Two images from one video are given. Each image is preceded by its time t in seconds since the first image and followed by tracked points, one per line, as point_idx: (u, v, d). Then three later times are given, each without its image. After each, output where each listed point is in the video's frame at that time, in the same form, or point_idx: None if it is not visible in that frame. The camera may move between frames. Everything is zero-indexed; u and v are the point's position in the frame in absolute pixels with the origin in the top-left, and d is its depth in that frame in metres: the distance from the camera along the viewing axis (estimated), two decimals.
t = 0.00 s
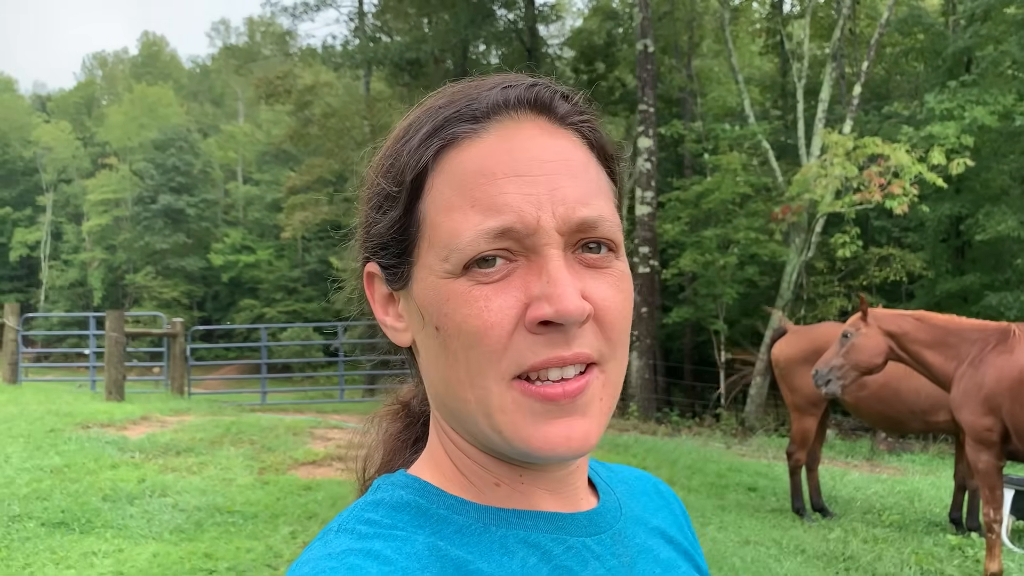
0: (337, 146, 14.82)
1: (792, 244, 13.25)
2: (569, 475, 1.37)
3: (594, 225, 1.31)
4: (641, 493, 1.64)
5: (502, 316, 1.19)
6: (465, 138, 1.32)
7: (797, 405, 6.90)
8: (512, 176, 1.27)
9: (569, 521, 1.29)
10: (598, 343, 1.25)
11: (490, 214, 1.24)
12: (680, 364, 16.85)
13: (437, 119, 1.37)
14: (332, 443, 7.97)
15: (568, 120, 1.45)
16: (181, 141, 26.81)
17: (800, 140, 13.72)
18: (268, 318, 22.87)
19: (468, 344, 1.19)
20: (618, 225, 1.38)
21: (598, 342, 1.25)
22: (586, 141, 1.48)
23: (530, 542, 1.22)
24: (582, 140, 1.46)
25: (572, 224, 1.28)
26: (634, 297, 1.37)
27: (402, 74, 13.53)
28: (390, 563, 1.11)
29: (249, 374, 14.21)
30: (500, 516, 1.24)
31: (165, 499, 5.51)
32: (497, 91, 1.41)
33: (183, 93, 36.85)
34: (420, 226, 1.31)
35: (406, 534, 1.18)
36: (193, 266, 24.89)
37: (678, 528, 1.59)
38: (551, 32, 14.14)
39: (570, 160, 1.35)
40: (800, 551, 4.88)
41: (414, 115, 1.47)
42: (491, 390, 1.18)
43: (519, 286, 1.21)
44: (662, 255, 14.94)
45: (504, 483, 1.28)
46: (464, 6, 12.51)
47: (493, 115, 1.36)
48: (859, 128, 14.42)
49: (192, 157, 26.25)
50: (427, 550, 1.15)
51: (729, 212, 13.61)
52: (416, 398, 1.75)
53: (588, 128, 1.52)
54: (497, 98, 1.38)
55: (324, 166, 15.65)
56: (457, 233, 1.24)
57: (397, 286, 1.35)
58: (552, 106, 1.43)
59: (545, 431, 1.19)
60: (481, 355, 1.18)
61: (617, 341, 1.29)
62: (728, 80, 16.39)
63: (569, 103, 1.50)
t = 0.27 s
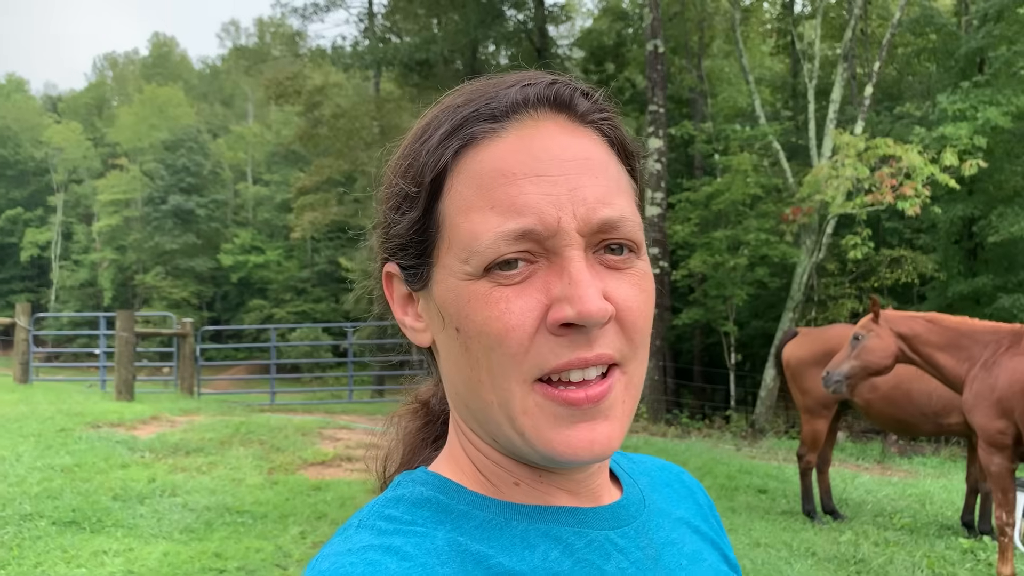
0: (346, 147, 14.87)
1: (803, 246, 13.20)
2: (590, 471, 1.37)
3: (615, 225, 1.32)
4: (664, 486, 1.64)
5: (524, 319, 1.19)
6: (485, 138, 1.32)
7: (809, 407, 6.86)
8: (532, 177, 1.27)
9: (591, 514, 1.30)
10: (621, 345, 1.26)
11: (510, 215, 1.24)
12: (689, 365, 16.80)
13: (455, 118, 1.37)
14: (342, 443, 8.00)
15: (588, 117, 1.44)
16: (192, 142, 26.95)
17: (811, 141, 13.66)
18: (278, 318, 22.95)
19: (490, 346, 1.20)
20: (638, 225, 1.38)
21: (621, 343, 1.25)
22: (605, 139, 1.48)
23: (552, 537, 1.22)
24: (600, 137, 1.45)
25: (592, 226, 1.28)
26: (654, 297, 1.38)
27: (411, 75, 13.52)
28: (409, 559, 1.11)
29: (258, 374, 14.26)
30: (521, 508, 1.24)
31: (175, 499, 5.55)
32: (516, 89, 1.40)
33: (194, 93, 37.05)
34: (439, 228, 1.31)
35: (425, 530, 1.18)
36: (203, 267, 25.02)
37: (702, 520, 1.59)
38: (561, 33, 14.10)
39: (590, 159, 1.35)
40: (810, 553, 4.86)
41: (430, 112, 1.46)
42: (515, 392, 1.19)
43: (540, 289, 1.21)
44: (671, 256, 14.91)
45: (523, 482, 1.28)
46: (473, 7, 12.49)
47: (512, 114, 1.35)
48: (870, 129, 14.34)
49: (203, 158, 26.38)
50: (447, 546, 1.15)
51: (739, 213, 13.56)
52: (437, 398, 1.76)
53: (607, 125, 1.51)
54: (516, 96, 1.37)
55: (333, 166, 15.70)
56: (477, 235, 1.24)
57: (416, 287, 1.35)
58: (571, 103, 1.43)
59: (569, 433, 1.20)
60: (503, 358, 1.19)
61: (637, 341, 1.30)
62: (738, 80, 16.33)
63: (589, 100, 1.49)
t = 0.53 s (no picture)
0: (354, 146, 14.93)
1: (810, 250, 13.17)
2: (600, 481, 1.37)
3: (630, 239, 1.31)
4: (674, 491, 1.64)
5: (539, 331, 1.19)
6: (502, 150, 1.31)
7: (814, 413, 6.85)
8: (549, 190, 1.26)
9: (601, 521, 1.30)
10: (635, 360, 1.25)
11: (525, 229, 1.24)
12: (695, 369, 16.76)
13: (472, 129, 1.37)
14: (347, 443, 8.02)
15: (605, 132, 1.45)
16: (200, 140, 27.06)
17: (819, 146, 13.63)
18: (284, 317, 23.00)
19: (503, 357, 1.20)
20: (653, 239, 1.38)
21: (634, 358, 1.25)
22: (621, 153, 1.48)
23: (561, 543, 1.22)
24: (617, 151, 1.46)
25: (608, 240, 1.28)
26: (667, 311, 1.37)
27: (420, 76, 13.53)
28: (417, 563, 1.12)
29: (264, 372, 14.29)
30: (529, 513, 1.24)
31: (180, 497, 5.56)
32: (533, 101, 1.40)
33: (203, 91, 37.21)
34: (454, 238, 1.30)
35: (434, 535, 1.19)
36: (210, 265, 25.12)
37: (713, 526, 1.59)
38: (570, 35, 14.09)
39: (607, 173, 1.34)
40: (814, 560, 4.84)
41: (447, 121, 1.46)
42: (527, 404, 1.19)
43: (555, 304, 1.21)
44: (678, 259, 14.88)
45: (533, 490, 1.28)
46: (483, 8, 12.46)
47: (530, 126, 1.35)
48: (878, 134, 14.30)
49: (211, 157, 26.48)
50: (455, 551, 1.15)
51: (747, 217, 13.54)
52: (443, 406, 1.75)
53: (623, 139, 1.52)
54: (534, 108, 1.38)
55: (341, 166, 15.77)
56: (492, 246, 1.24)
57: (429, 296, 1.35)
58: (588, 117, 1.43)
59: (580, 446, 1.20)
60: (517, 369, 1.19)
61: (649, 357, 1.29)
62: (748, 84, 16.32)
63: (606, 114, 1.49)
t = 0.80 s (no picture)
0: (365, 148, 15.00)
1: (819, 258, 13.15)
2: (620, 475, 1.37)
3: (651, 230, 1.31)
4: (689, 490, 1.65)
5: (560, 321, 1.19)
6: (522, 143, 1.33)
7: (821, 421, 6.83)
8: (569, 182, 1.27)
9: (622, 516, 1.30)
10: (655, 353, 1.24)
11: (544, 219, 1.24)
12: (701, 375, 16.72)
13: (493, 125, 1.39)
14: (353, 443, 8.04)
15: (624, 125, 1.46)
16: (212, 139, 27.22)
17: (830, 154, 13.59)
18: (292, 317, 23.08)
19: (524, 349, 1.20)
20: (674, 230, 1.38)
21: (655, 351, 1.24)
22: (641, 146, 1.49)
23: (584, 536, 1.23)
24: (636, 144, 1.46)
25: (628, 229, 1.28)
26: (688, 304, 1.37)
27: (432, 78, 13.55)
28: (446, 551, 1.12)
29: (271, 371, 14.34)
30: (553, 506, 1.25)
31: (186, 493, 5.59)
32: (554, 97, 1.42)
33: (216, 90, 37.44)
34: (477, 232, 1.32)
35: (460, 524, 1.18)
36: (220, 264, 25.24)
37: (728, 526, 1.60)
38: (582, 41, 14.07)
39: (627, 165, 1.35)
40: (819, 568, 4.83)
41: (469, 120, 1.49)
42: (547, 394, 1.19)
43: (575, 292, 1.21)
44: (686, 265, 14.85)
45: (555, 483, 1.29)
46: (495, 12, 12.43)
47: (550, 121, 1.37)
48: (890, 143, 14.25)
49: (222, 156, 26.62)
50: (482, 541, 1.15)
51: (756, 224, 13.51)
52: (470, 399, 1.77)
53: (641, 133, 1.52)
54: (554, 103, 1.39)
55: (351, 167, 15.85)
56: (512, 237, 1.25)
57: (453, 290, 1.37)
58: (607, 111, 1.44)
59: (600, 436, 1.19)
60: (538, 359, 1.19)
61: (672, 348, 1.29)
62: (758, 91, 16.32)
63: (625, 108, 1.51)
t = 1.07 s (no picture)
0: (374, 152, 15.06)
1: (827, 269, 13.12)
2: (626, 474, 1.38)
3: (678, 243, 1.32)
4: (689, 490, 1.66)
5: (580, 325, 1.20)
6: (561, 144, 1.34)
7: (827, 431, 6.81)
8: (602, 188, 1.27)
9: (627, 513, 1.31)
10: (670, 366, 1.25)
11: (574, 222, 1.25)
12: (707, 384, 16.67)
13: (535, 122, 1.39)
14: (358, 446, 8.06)
15: (664, 137, 1.47)
16: (222, 141, 27.36)
17: (839, 164, 13.57)
18: (299, 319, 23.14)
19: (542, 346, 1.21)
20: (701, 247, 1.38)
21: (670, 365, 1.24)
22: (679, 159, 1.50)
23: (590, 531, 1.23)
24: (674, 158, 1.47)
25: (655, 242, 1.28)
26: (705, 320, 1.37)
27: (442, 84, 13.58)
28: (456, 543, 1.12)
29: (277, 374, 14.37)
30: (560, 501, 1.25)
31: (191, 493, 5.61)
32: (598, 101, 1.43)
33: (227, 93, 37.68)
34: (505, 225, 1.32)
35: (469, 517, 1.19)
36: (228, 265, 25.35)
37: (727, 527, 1.61)
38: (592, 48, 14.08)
39: (662, 179, 1.36)
40: None
41: (513, 113, 1.49)
42: (562, 394, 1.20)
43: (597, 299, 1.22)
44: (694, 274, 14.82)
45: (563, 478, 1.29)
46: (507, 18, 12.43)
47: (591, 124, 1.37)
48: (899, 154, 14.22)
49: (232, 158, 26.75)
50: (492, 534, 1.15)
51: (764, 234, 13.50)
52: (482, 389, 1.79)
53: (681, 148, 1.53)
54: (597, 108, 1.40)
55: (360, 171, 15.91)
56: (541, 237, 1.26)
57: (476, 279, 1.38)
58: (648, 121, 1.45)
59: (609, 443, 1.19)
60: (555, 358, 1.20)
61: (686, 364, 1.29)
62: (768, 100, 16.33)
63: (668, 121, 1.51)
